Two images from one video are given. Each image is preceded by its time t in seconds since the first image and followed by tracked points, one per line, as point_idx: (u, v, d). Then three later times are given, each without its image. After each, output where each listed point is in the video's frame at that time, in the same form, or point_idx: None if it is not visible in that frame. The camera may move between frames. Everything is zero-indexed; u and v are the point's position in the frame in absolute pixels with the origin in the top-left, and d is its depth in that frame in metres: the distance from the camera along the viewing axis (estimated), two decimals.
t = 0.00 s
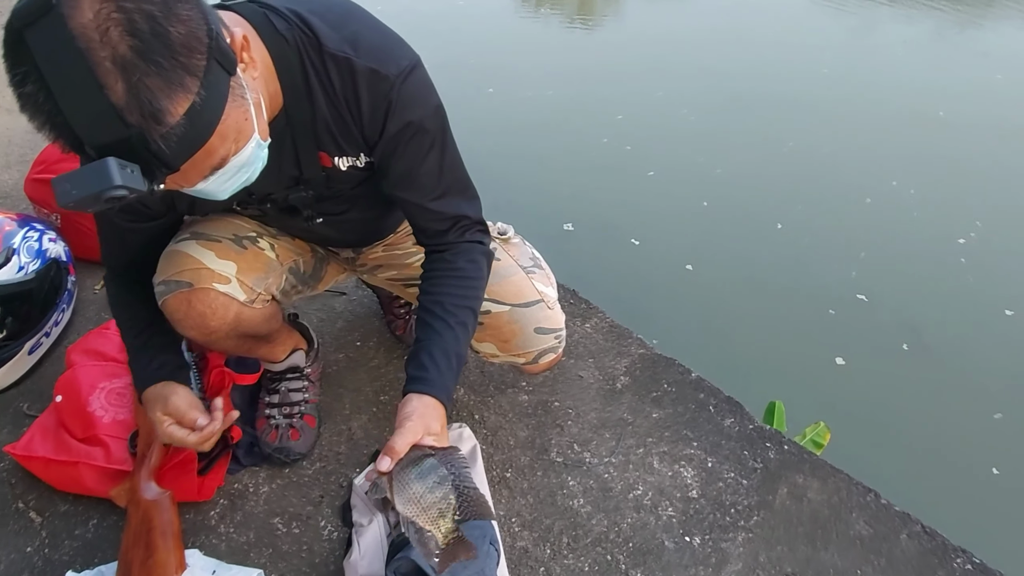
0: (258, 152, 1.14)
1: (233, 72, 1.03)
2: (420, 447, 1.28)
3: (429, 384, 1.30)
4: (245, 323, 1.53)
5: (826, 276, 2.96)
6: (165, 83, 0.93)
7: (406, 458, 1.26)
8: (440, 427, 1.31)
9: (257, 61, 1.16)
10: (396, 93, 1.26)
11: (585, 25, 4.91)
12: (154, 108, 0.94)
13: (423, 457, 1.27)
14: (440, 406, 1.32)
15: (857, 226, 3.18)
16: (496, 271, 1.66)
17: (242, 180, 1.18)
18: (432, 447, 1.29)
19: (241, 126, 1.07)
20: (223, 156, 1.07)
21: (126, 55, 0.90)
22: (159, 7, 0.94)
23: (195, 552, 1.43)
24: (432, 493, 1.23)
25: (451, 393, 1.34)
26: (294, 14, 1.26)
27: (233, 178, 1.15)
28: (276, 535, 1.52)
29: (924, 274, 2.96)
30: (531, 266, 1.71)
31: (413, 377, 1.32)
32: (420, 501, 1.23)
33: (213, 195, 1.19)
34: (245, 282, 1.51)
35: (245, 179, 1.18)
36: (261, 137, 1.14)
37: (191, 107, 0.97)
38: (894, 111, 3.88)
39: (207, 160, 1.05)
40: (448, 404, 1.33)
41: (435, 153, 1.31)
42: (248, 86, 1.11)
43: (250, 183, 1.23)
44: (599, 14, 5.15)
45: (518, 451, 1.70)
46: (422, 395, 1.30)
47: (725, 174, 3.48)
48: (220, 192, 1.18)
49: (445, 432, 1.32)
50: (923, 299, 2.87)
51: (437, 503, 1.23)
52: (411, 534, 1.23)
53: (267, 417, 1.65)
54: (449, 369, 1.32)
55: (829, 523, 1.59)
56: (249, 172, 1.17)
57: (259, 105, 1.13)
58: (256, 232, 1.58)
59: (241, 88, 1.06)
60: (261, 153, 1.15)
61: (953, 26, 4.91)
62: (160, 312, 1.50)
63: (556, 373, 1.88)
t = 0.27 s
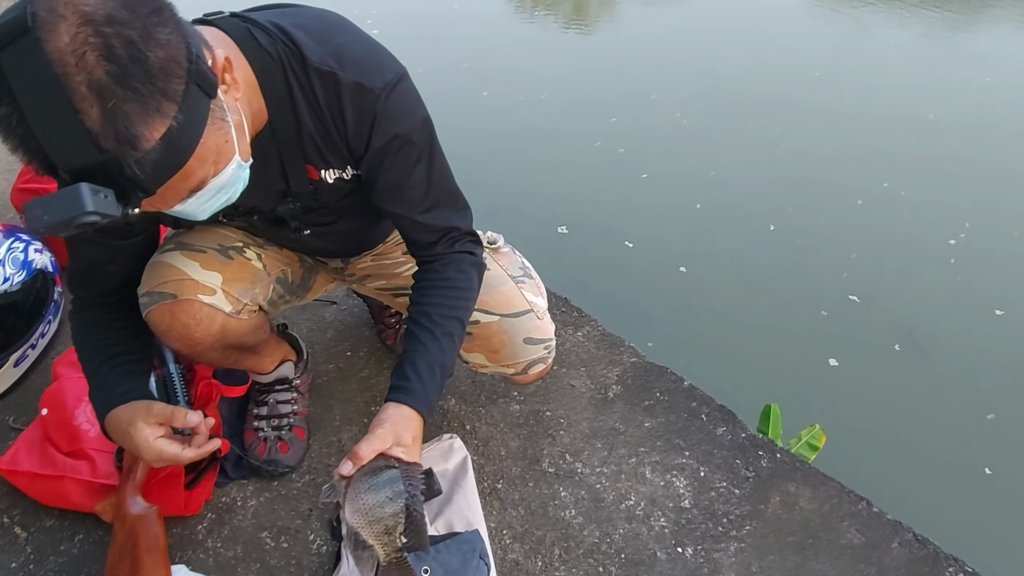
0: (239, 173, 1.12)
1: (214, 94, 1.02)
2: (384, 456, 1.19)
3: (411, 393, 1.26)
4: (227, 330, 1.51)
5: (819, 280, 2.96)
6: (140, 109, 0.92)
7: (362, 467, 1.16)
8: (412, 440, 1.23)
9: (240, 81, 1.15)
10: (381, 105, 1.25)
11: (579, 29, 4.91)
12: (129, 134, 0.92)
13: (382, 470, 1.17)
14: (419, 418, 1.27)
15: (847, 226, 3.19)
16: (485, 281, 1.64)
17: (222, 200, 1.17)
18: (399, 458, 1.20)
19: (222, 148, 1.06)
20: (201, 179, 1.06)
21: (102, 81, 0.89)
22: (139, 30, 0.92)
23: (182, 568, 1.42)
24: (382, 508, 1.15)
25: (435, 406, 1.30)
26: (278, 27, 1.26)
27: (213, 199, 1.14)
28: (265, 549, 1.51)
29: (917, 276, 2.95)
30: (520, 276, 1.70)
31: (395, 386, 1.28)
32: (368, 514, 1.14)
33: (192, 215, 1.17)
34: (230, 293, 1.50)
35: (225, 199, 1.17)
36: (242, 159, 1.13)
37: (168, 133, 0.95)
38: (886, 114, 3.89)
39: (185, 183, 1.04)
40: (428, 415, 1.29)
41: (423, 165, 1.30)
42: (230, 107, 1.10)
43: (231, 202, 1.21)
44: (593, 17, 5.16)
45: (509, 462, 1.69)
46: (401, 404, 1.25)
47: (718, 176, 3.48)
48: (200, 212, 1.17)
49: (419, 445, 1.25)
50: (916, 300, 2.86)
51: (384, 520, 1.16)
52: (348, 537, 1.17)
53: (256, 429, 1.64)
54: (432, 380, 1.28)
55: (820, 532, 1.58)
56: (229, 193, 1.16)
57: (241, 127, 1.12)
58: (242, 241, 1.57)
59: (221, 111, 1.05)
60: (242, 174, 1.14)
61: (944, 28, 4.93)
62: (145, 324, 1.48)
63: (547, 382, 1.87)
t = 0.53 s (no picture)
0: (207, 162, 1.13)
1: (179, 79, 1.03)
2: (342, 427, 1.18)
3: (385, 370, 1.24)
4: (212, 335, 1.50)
5: (812, 279, 2.97)
6: (93, 83, 0.94)
7: (317, 433, 1.16)
8: (377, 417, 1.21)
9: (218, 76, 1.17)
10: (366, 96, 1.25)
11: (572, 31, 4.92)
12: (80, 108, 0.94)
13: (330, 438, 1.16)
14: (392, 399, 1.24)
15: (839, 225, 3.21)
16: (480, 289, 1.64)
17: (194, 190, 1.18)
18: (357, 432, 1.19)
19: (187, 135, 1.07)
20: (164, 165, 1.07)
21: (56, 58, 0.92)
22: (96, 9, 0.96)
23: None
24: (319, 478, 1.12)
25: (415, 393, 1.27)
26: (260, 26, 1.26)
27: (184, 190, 1.15)
28: (260, 557, 1.50)
29: (910, 274, 2.96)
30: (515, 284, 1.69)
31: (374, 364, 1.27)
32: (304, 482, 1.12)
33: (165, 206, 1.19)
34: (225, 302, 1.50)
35: (197, 190, 1.18)
36: (213, 148, 1.14)
37: (123, 112, 0.97)
38: (877, 113, 3.91)
39: (147, 168, 1.05)
40: (404, 400, 1.26)
41: (412, 157, 1.29)
42: (201, 95, 1.10)
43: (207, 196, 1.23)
44: (586, 19, 5.16)
45: (505, 466, 1.68)
46: (374, 380, 1.23)
47: (710, 176, 3.49)
48: (171, 202, 1.18)
49: (384, 426, 1.21)
50: (909, 298, 2.87)
51: (318, 490, 1.12)
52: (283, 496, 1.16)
53: (251, 436, 1.64)
54: (412, 362, 1.26)
55: (816, 532, 1.59)
56: (201, 183, 1.17)
57: (212, 115, 1.12)
58: (236, 249, 1.57)
59: (189, 99, 1.06)
60: (213, 164, 1.15)
61: (934, 28, 4.96)
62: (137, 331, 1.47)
63: (542, 386, 1.87)
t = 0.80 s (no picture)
0: (182, 139, 1.15)
1: (151, 51, 1.07)
2: (296, 396, 1.16)
3: (356, 342, 1.19)
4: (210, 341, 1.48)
5: (807, 277, 2.98)
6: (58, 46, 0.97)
7: (267, 397, 1.17)
8: (330, 387, 1.15)
9: (200, 61, 1.19)
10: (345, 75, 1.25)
11: (566, 33, 4.93)
12: (45, 69, 0.97)
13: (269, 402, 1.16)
14: (359, 373, 1.18)
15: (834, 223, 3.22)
16: (483, 289, 1.63)
17: (172, 172, 1.19)
18: (309, 402, 1.15)
19: (160, 107, 1.09)
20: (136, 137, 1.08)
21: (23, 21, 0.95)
22: None
23: None
24: (244, 439, 1.15)
25: (387, 372, 1.20)
26: (241, 19, 1.29)
27: (161, 170, 1.17)
28: (261, 562, 1.50)
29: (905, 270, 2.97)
30: (516, 283, 1.70)
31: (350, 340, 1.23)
32: (230, 440, 1.15)
33: (143, 190, 1.20)
34: (235, 314, 1.52)
35: (176, 173, 1.19)
36: (189, 128, 1.16)
37: (89, 75, 0.99)
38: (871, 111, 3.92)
39: (118, 139, 1.06)
40: (372, 377, 1.19)
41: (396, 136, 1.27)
42: (179, 73, 1.13)
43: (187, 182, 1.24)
44: (579, 21, 5.17)
45: (505, 468, 1.69)
46: (342, 351, 1.18)
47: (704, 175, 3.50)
48: (150, 185, 1.20)
49: (340, 399, 1.14)
50: (904, 295, 2.88)
51: (240, 448, 1.15)
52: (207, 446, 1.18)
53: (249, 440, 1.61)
54: (385, 337, 1.20)
55: (817, 531, 1.59)
56: (179, 164, 1.18)
57: (191, 95, 1.15)
58: (243, 261, 1.59)
59: (162, 73, 1.09)
60: (189, 145, 1.17)
61: (927, 26, 4.97)
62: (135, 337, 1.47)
63: (541, 388, 1.87)
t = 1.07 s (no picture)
0: (149, 131, 1.14)
1: (121, 40, 1.07)
2: (223, 380, 1.06)
3: (301, 333, 1.12)
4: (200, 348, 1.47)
5: (802, 279, 2.99)
6: (21, 20, 0.97)
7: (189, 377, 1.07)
8: (264, 375, 1.06)
9: (179, 61, 1.20)
10: (322, 73, 1.26)
11: (559, 37, 4.94)
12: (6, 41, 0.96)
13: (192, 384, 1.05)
14: (298, 366, 1.10)
15: (827, 224, 3.23)
16: (483, 299, 1.64)
17: (140, 167, 1.17)
18: (236, 391, 1.06)
19: (127, 95, 1.09)
20: (99, 122, 1.06)
21: None
22: None
23: None
24: (152, 426, 1.05)
25: (332, 369, 1.12)
26: (223, 23, 1.30)
27: (128, 164, 1.16)
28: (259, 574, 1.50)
29: (899, 271, 2.98)
30: (515, 293, 1.70)
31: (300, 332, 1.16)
32: (135, 425, 1.05)
33: (111, 184, 1.19)
34: (239, 328, 1.55)
35: (144, 168, 1.18)
36: (158, 121, 1.16)
37: (49, 50, 0.98)
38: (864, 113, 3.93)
39: (80, 124, 1.05)
40: (313, 370, 1.11)
41: (374, 132, 1.26)
42: (155, 68, 1.14)
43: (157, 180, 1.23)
44: (573, 25, 5.17)
45: (503, 476, 1.69)
46: (284, 340, 1.11)
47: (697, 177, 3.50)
48: (118, 179, 1.18)
49: (271, 393, 1.06)
50: (898, 295, 2.89)
51: (145, 437, 1.05)
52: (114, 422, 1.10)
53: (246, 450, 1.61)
54: (336, 330, 1.14)
55: (814, 536, 1.59)
56: (146, 159, 1.17)
57: (163, 88, 1.15)
58: (246, 274, 1.61)
59: (132, 63, 1.09)
60: (156, 137, 1.16)
61: (919, 28, 4.99)
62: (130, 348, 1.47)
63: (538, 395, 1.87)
